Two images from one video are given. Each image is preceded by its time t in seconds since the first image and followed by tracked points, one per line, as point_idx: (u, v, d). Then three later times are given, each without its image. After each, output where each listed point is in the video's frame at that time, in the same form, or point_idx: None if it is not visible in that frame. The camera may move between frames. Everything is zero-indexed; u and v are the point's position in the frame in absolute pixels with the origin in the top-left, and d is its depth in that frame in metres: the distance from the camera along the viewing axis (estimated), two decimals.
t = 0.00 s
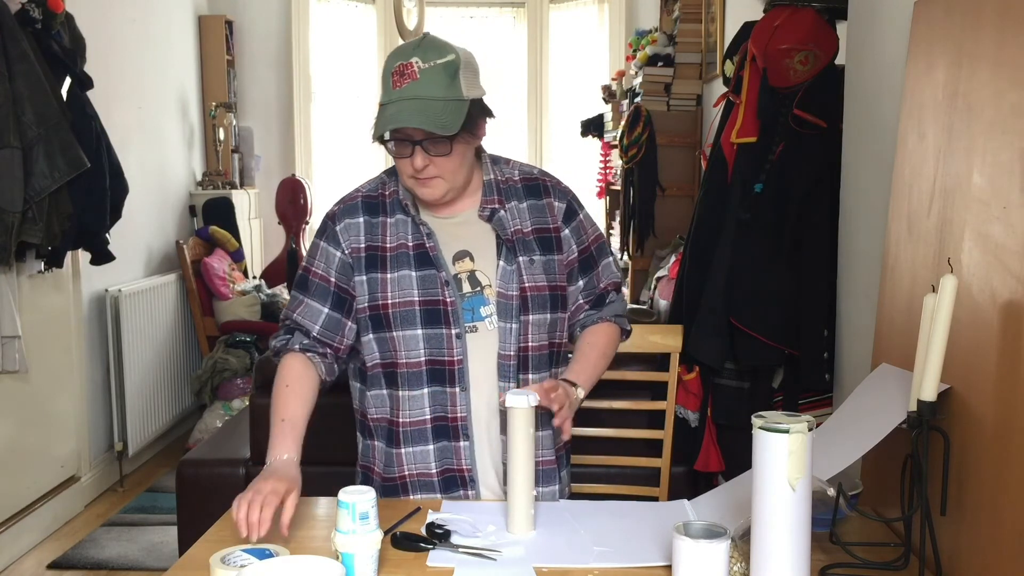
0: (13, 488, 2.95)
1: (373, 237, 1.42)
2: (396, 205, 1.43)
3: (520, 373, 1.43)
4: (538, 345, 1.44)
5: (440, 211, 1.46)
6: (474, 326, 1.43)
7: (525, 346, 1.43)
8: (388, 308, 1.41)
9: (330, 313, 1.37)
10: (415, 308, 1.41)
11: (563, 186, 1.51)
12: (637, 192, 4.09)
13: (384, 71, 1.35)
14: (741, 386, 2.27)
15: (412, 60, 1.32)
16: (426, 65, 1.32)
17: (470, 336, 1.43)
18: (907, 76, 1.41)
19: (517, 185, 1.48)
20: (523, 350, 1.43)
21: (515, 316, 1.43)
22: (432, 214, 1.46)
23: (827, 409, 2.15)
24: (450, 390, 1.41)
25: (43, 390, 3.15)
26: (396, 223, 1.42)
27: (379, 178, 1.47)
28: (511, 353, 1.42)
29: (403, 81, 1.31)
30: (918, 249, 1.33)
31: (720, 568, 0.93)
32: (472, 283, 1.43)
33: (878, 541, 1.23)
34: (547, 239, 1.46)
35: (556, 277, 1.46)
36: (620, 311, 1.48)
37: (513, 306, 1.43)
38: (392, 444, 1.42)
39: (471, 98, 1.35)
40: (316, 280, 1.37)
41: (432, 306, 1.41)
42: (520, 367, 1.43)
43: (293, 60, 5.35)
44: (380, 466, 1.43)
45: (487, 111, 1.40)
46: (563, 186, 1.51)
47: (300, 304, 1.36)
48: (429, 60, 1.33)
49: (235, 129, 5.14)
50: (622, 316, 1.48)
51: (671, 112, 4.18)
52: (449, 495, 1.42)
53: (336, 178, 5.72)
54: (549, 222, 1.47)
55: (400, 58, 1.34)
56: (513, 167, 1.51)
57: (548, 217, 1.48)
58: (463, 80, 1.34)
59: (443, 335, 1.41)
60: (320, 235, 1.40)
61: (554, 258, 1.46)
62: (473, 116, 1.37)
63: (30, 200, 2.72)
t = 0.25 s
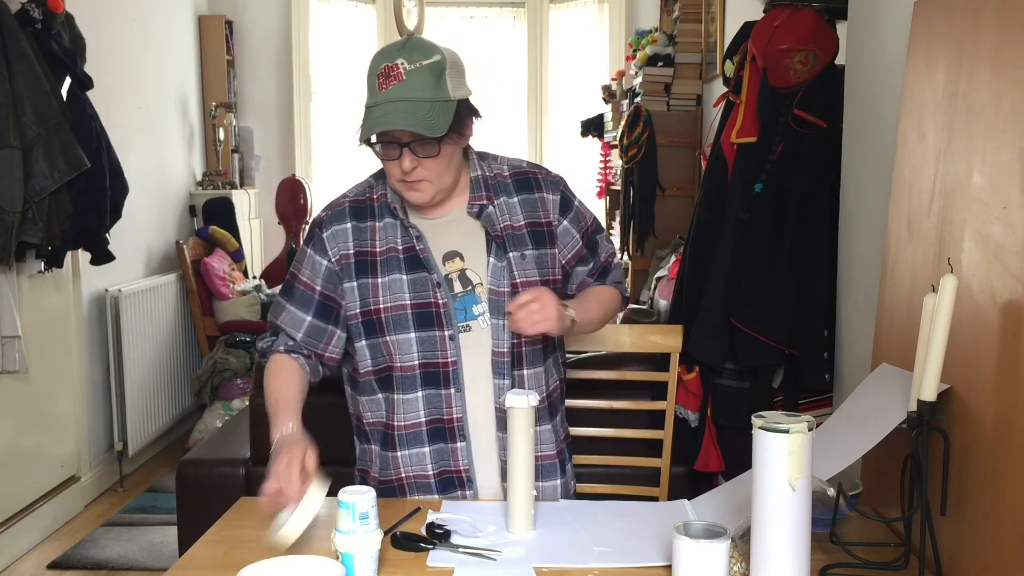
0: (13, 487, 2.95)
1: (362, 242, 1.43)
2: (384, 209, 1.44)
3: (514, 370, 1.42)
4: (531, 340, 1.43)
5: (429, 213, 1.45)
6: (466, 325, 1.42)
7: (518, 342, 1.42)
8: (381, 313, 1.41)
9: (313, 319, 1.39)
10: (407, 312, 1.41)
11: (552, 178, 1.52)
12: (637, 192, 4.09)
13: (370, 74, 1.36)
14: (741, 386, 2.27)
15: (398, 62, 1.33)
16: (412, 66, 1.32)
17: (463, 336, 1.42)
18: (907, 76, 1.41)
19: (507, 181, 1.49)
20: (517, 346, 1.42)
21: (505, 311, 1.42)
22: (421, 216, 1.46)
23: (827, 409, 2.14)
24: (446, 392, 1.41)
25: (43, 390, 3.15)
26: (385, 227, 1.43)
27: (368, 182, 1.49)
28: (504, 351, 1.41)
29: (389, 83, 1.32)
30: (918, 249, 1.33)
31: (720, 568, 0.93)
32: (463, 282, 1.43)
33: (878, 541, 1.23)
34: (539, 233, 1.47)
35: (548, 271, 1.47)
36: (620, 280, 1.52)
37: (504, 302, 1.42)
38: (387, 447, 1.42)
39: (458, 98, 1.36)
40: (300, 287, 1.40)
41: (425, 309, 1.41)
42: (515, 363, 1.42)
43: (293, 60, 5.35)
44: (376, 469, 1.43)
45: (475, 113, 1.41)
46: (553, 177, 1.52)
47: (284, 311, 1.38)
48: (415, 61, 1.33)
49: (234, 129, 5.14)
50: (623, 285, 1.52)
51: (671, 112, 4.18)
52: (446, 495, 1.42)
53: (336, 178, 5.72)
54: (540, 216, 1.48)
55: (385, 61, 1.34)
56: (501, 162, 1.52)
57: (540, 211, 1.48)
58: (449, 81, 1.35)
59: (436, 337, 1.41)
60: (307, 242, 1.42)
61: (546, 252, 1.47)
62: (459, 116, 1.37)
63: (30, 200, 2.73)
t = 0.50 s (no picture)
0: (13, 487, 2.95)
1: (355, 239, 1.44)
2: (379, 206, 1.45)
3: (498, 368, 1.42)
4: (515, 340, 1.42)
5: (421, 211, 1.45)
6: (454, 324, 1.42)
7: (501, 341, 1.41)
8: (370, 310, 1.42)
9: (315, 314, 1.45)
10: (395, 308, 1.41)
11: (548, 179, 1.48)
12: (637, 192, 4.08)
13: (376, 72, 1.35)
14: (741, 386, 2.27)
15: (406, 59, 1.32)
16: (420, 64, 1.32)
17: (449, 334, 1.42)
18: (907, 76, 1.41)
19: (501, 181, 1.46)
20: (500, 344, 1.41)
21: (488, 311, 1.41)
22: (413, 213, 1.45)
23: (827, 409, 2.15)
24: (434, 390, 1.40)
25: (42, 390, 3.15)
26: (378, 223, 1.44)
27: (366, 178, 1.49)
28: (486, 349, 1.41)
29: (398, 80, 1.31)
30: (918, 249, 1.33)
31: (719, 568, 0.93)
32: (451, 281, 1.43)
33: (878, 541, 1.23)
34: (529, 233, 1.44)
35: (536, 273, 1.44)
36: (593, 299, 1.40)
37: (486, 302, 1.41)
38: (379, 444, 1.42)
39: (464, 95, 1.36)
40: (298, 282, 1.45)
41: (412, 306, 1.41)
42: (496, 361, 1.41)
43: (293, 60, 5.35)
44: (370, 467, 1.44)
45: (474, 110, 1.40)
46: (548, 179, 1.48)
47: (287, 304, 1.45)
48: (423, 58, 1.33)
49: (234, 129, 5.14)
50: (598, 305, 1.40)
51: (671, 112, 4.18)
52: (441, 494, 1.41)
53: (336, 178, 5.72)
54: (530, 217, 1.45)
55: (392, 58, 1.34)
56: (499, 163, 1.49)
57: (531, 212, 1.45)
58: (457, 78, 1.35)
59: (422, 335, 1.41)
60: (304, 239, 1.46)
61: (535, 252, 1.44)
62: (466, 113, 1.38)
63: (30, 200, 2.73)
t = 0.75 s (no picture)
0: (13, 487, 2.95)
1: (348, 238, 1.44)
2: (372, 206, 1.45)
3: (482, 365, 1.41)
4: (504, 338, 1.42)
5: (416, 210, 1.45)
6: (441, 322, 1.43)
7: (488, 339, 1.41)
8: (360, 308, 1.43)
9: (312, 313, 1.46)
10: (382, 306, 1.42)
11: (540, 177, 1.47)
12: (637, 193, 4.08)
13: (370, 70, 1.34)
14: (741, 386, 2.27)
15: (403, 56, 1.32)
16: (417, 59, 1.32)
17: (436, 332, 1.43)
18: (907, 76, 1.41)
19: (493, 180, 1.46)
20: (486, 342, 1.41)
21: (474, 309, 1.41)
22: (407, 213, 1.45)
23: (827, 409, 2.16)
24: (419, 389, 1.40)
25: (42, 390, 3.15)
26: (371, 223, 1.44)
27: (362, 180, 1.50)
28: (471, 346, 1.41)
29: (396, 77, 1.31)
30: (918, 249, 1.33)
31: (719, 567, 0.93)
32: (439, 279, 1.43)
33: (878, 541, 1.23)
34: (519, 232, 1.44)
35: (527, 271, 1.43)
36: (585, 302, 1.38)
37: (472, 300, 1.41)
38: (369, 443, 1.44)
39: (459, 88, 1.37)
40: (294, 282, 1.45)
41: (399, 304, 1.41)
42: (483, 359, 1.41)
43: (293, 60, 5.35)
44: (361, 467, 1.45)
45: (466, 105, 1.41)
46: (542, 177, 1.47)
47: (282, 304, 1.45)
48: (419, 54, 1.33)
49: (234, 129, 5.14)
50: (588, 307, 1.38)
51: (671, 112, 4.18)
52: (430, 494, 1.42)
53: (336, 178, 5.72)
54: (521, 215, 1.44)
55: (387, 55, 1.33)
56: (491, 162, 1.49)
57: (521, 210, 1.45)
58: (453, 72, 1.36)
59: (409, 332, 1.41)
60: (299, 239, 1.46)
61: (525, 250, 1.43)
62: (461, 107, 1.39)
63: (30, 200, 2.73)
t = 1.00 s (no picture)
0: (13, 487, 2.95)
1: (344, 238, 1.45)
2: (368, 206, 1.45)
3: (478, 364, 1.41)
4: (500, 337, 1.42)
5: (417, 210, 1.45)
6: (436, 322, 1.43)
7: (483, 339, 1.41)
8: (356, 308, 1.43)
9: (302, 310, 1.46)
10: (378, 305, 1.42)
11: (537, 177, 1.47)
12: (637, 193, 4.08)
13: (378, 72, 1.34)
14: (740, 387, 2.27)
15: (413, 59, 1.33)
16: (426, 62, 1.34)
17: (432, 332, 1.43)
18: (907, 76, 1.41)
19: (489, 180, 1.46)
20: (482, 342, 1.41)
21: (469, 309, 1.41)
22: (404, 212, 1.45)
23: (827, 409, 2.16)
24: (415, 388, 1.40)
25: (42, 390, 3.15)
26: (367, 223, 1.44)
27: (358, 179, 1.50)
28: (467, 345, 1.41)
29: (408, 80, 1.32)
30: (918, 249, 1.33)
31: (719, 567, 0.93)
32: (435, 279, 1.43)
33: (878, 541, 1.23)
34: (514, 232, 1.44)
35: (522, 270, 1.43)
36: (580, 302, 1.38)
37: (467, 300, 1.41)
38: (365, 443, 1.43)
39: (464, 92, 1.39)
40: (288, 281, 1.45)
41: (395, 304, 1.42)
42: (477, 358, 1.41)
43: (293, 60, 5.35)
44: (358, 466, 1.45)
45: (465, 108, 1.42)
46: (538, 177, 1.47)
47: (274, 301, 1.45)
48: (427, 57, 1.34)
49: (235, 129, 5.14)
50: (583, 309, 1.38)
51: (671, 112, 4.18)
52: (427, 493, 1.42)
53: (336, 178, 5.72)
54: (516, 215, 1.44)
55: (396, 58, 1.33)
56: (487, 162, 1.49)
57: (517, 209, 1.45)
58: (458, 75, 1.38)
59: (405, 331, 1.41)
60: (295, 238, 1.46)
61: (521, 250, 1.43)
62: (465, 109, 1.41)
63: (30, 200, 2.73)
